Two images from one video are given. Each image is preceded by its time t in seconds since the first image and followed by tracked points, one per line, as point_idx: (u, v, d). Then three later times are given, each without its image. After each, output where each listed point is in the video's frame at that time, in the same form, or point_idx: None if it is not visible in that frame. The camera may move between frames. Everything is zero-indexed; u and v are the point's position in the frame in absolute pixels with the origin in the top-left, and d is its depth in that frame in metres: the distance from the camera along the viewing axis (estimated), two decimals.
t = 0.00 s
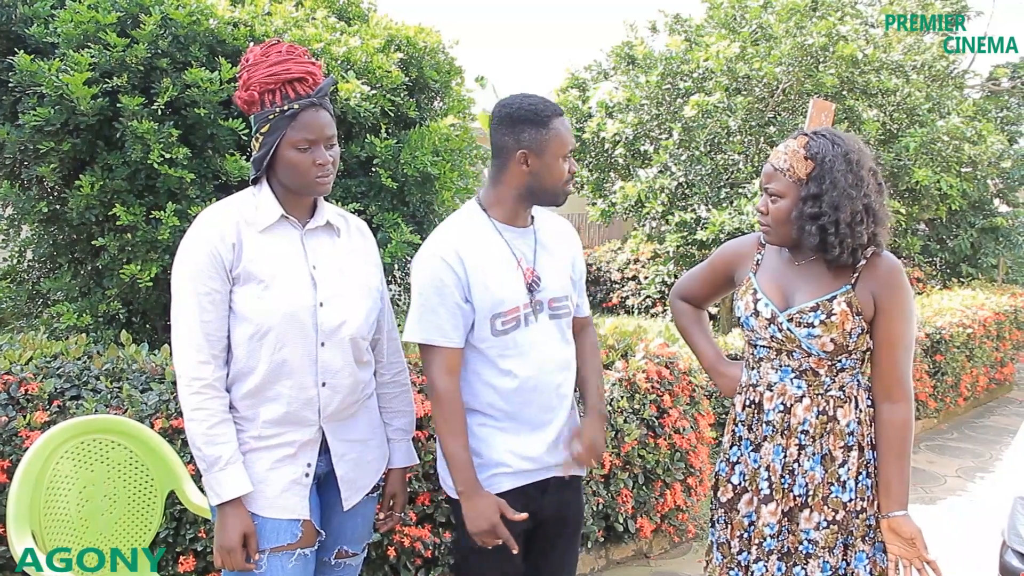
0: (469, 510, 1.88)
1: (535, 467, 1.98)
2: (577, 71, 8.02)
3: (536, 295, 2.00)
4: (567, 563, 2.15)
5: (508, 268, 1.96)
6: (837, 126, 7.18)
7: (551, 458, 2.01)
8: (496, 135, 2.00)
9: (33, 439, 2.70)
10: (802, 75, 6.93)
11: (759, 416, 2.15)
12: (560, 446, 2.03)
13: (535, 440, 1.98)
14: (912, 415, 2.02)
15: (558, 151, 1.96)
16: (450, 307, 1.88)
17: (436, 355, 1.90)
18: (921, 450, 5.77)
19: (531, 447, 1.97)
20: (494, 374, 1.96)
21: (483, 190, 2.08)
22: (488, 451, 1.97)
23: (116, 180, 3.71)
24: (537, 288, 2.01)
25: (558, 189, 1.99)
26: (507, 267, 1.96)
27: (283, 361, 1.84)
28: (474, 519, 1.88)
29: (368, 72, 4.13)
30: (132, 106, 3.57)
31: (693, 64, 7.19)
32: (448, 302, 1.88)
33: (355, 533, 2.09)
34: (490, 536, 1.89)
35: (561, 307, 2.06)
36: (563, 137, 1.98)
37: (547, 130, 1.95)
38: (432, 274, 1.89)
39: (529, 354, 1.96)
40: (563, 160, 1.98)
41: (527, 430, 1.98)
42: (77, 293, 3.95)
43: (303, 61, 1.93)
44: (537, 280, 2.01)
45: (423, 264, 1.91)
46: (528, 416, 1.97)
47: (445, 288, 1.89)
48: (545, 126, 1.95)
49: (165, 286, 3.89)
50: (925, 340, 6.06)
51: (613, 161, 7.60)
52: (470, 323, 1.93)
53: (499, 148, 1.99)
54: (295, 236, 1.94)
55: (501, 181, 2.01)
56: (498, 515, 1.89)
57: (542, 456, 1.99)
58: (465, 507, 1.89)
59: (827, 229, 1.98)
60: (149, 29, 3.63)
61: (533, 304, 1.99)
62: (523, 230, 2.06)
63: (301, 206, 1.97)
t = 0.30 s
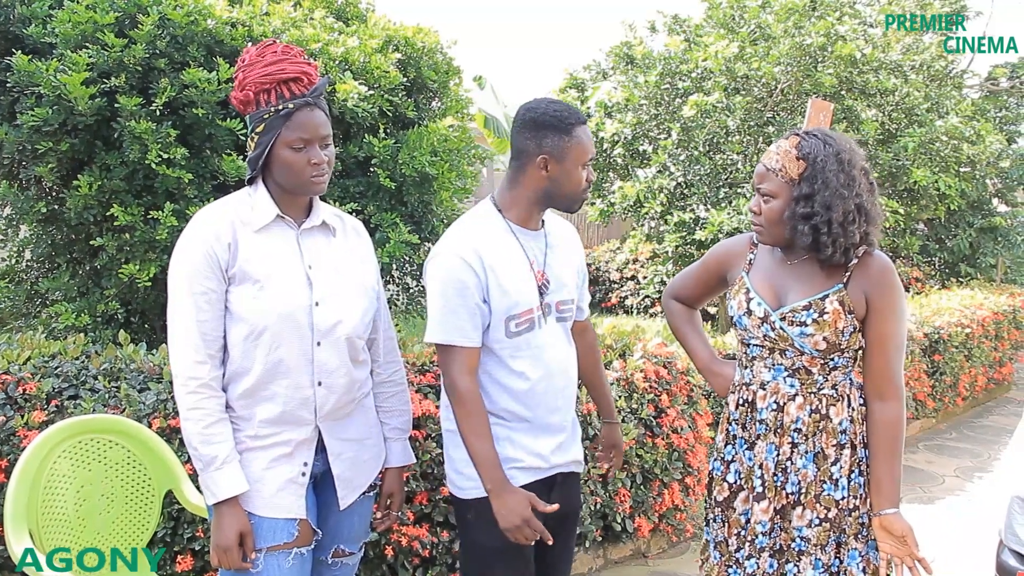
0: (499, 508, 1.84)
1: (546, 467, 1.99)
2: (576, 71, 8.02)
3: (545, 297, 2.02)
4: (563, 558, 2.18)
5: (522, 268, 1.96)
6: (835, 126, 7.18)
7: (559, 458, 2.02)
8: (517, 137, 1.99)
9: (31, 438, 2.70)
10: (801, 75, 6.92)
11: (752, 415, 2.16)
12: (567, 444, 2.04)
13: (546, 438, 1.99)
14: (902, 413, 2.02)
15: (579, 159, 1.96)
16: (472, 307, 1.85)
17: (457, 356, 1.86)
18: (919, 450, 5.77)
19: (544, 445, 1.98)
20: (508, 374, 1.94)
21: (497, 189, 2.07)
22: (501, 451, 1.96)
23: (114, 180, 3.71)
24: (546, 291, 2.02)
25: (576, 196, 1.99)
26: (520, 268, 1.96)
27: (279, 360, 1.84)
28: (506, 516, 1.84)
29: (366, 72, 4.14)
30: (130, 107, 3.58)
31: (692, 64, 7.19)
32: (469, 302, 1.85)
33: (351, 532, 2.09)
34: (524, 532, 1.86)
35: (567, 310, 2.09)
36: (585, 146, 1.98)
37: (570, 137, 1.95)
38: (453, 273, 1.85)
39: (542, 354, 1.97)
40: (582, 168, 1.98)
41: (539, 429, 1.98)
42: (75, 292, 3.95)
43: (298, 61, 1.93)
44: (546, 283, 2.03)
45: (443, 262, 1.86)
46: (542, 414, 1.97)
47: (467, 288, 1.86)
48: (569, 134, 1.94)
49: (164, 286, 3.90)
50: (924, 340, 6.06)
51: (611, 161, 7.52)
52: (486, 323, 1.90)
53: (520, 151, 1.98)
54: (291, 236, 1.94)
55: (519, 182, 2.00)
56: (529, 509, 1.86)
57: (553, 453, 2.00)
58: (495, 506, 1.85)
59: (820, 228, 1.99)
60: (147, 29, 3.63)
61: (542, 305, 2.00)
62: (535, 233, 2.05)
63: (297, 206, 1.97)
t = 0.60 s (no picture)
0: (496, 512, 1.82)
1: (544, 467, 1.98)
2: (576, 71, 8.03)
3: (541, 295, 2.02)
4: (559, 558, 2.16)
5: (519, 268, 1.96)
6: (835, 126, 7.19)
7: (557, 458, 2.02)
8: (511, 133, 1.97)
9: (30, 437, 2.70)
10: (800, 74, 6.91)
11: (749, 413, 2.15)
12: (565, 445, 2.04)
13: (544, 439, 1.99)
14: (899, 411, 2.03)
15: (573, 156, 1.96)
16: (469, 307, 1.84)
17: (455, 356, 1.85)
18: (919, 450, 5.76)
19: (542, 446, 1.98)
20: (506, 375, 1.94)
21: (489, 187, 2.05)
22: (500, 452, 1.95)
23: (113, 179, 3.71)
24: (542, 288, 2.02)
25: (570, 192, 1.98)
26: (517, 267, 1.96)
27: (277, 359, 1.84)
28: (502, 522, 1.82)
29: (366, 71, 4.13)
30: (129, 105, 3.58)
31: (691, 64, 7.18)
32: (468, 301, 1.84)
33: (350, 530, 2.09)
34: (521, 537, 1.84)
35: (563, 307, 2.10)
36: (579, 142, 1.97)
37: (565, 133, 1.95)
38: (452, 273, 1.84)
39: (539, 354, 1.96)
40: (577, 164, 1.97)
41: (536, 430, 1.97)
42: (74, 292, 3.95)
43: (298, 59, 1.93)
44: (542, 281, 2.03)
45: (440, 261, 1.86)
46: (540, 415, 1.96)
47: (464, 288, 1.85)
48: (564, 129, 1.94)
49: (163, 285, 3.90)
50: (923, 339, 6.06)
51: (611, 161, 7.58)
52: (485, 323, 1.90)
53: (514, 147, 1.97)
54: (290, 234, 1.94)
55: (512, 179, 1.99)
56: (527, 514, 1.85)
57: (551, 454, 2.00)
58: (493, 511, 1.83)
59: (815, 226, 1.99)
60: (146, 28, 3.63)
61: (539, 304, 2.00)
62: (529, 230, 2.05)
63: (296, 204, 1.97)
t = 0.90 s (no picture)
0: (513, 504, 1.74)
1: (535, 468, 1.96)
2: (575, 71, 8.04)
3: (526, 297, 1.98)
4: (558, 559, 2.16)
5: (503, 268, 1.93)
6: (835, 126, 7.20)
7: (548, 461, 1.99)
8: (505, 138, 1.90)
9: (30, 437, 2.71)
10: (800, 74, 6.90)
11: (745, 412, 2.16)
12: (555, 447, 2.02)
13: (534, 440, 1.97)
14: (895, 409, 2.03)
15: (565, 168, 1.90)
16: (459, 306, 1.81)
17: (449, 354, 1.80)
18: (919, 450, 5.76)
19: (532, 447, 1.96)
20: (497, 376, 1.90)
21: (478, 187, 2.01)
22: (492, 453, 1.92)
23: (113, 179, 3.71)
24: (527, 290, 1.98)
25: (558, 203, 1.93)
26: (503, 267, 1.93)
27: (277, 359, 1.84)
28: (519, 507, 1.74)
29: (366, 72, 4.13)
30: (130, 105, 3.58)
31: (691, 64, 7.18)
32: (457, 299, 1.81)
33: (349, 530, 2.10)
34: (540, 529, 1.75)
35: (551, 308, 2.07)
36: (572, 154, 1.91)
37: (559, 145, 1.88)
38: (439, 270, 1.80)
39: (527, 355, 1.94)
40: (568, 175, 1.91)
41: (526, 432, 1.95)
42: (74, 292, 3.95)
43: (309, 60, 1.96)
44: (528, 282, 1.99)
45: (428, 258, 1.82)
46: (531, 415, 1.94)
47: (452, 285, 1.81)
48: (559, 141, 1.88)
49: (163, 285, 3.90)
50: (924, 339, 6.06)
51: (611, 161, 7.69)
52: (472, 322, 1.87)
53: (505, 153, 1.91)
54: (292, 233, 1.94)
55: (501, 184, 1.94)
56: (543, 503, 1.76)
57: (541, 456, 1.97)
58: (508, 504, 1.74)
59: (814, 226, 1.99)
60: (146, 28, 3.63)
61: (525, 304, 1.97)
62: (515, 231, 2.01)
63: (299, 203, 1.97)
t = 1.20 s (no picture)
0: (491, 506, 1.74)
1: (527, 472, 1.94)
2: (575, 71, 8.04)
3: (518, 297, 1.96)
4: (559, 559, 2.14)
5: (493, 268, 1.91)
6: (835, 126, 7.20)
7: (541, 466, 1.97)
8: (490, 135, 1.90)
9: (30, 437, 2.71)
10: (800, 74, 6.90)
11: (744, 411, 2.15)
12: (548, 452, 1.99)
13: (526, 445, 1.94)
14: (892, 407, 2.04)
15: (554, 161, 1.89)
16: (441, 305, 1.79)
17: (430, 355, 1.78)
18: (920, 450, 5.76)
19: (524, 452, 1.93)
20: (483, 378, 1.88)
21: (468, 187, 2.00)
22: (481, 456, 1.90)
23: (113, 179, 3.71)
24: (519, 290, 1.96)
25: (550, 197, 1.93)
26: (492, 268, 1.90)
27: (278, 357, 1.83)
28: (497, 513, 1.74)
29: (366, 71, 4.13)
30: (130, 105, 3.58)
31: (692, 64, 7.17)
32: (439, 299, 1.79)
33: (351, 530, 2.09)
34: (512, 533, 1.75)
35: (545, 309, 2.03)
36: (560, 145, 1.90)
37: (547, 138, 1.87)
38: (422, 271, 1.79)
39: (516, 357, 1.91)
40: (558, 168, 1.91)
41: (517, 435, 1.92)
42: (74, 291, 3.95)
43: (322, 62, 1.95)
44: (520, 282, 1.97)
45: (410, 258, 1.81)
46: (522, 418, 1.91)
47: (435, 285, 1.79)
48: (544, 135, 1.87)
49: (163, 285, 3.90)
50: (924, 339, 6.06)
51: (611, 161, 7.74)
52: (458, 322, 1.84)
53: (492, 151, 1.90)
54: (296, 232, 1.94)
55: (490, 183, 1.93)
56: (520, 509, 1.76)
57: (533, 461, 1.95)
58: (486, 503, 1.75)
59: (812, 224, 1.99)
60: (147, 28, 3.63)
61: (516, 306, 1.94)
62: (507, 231, 1.99)
63: (304, 203, 1.97)
